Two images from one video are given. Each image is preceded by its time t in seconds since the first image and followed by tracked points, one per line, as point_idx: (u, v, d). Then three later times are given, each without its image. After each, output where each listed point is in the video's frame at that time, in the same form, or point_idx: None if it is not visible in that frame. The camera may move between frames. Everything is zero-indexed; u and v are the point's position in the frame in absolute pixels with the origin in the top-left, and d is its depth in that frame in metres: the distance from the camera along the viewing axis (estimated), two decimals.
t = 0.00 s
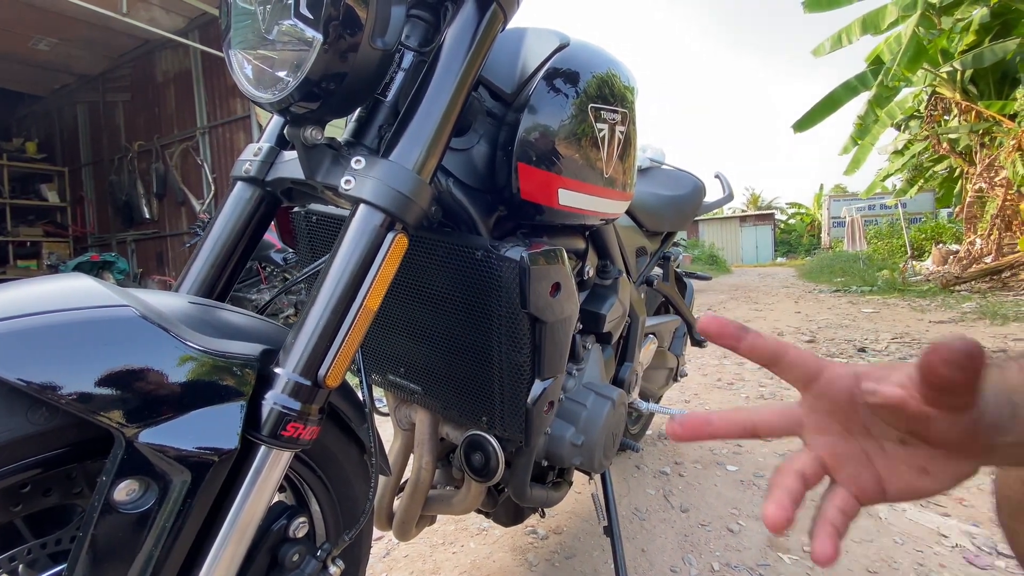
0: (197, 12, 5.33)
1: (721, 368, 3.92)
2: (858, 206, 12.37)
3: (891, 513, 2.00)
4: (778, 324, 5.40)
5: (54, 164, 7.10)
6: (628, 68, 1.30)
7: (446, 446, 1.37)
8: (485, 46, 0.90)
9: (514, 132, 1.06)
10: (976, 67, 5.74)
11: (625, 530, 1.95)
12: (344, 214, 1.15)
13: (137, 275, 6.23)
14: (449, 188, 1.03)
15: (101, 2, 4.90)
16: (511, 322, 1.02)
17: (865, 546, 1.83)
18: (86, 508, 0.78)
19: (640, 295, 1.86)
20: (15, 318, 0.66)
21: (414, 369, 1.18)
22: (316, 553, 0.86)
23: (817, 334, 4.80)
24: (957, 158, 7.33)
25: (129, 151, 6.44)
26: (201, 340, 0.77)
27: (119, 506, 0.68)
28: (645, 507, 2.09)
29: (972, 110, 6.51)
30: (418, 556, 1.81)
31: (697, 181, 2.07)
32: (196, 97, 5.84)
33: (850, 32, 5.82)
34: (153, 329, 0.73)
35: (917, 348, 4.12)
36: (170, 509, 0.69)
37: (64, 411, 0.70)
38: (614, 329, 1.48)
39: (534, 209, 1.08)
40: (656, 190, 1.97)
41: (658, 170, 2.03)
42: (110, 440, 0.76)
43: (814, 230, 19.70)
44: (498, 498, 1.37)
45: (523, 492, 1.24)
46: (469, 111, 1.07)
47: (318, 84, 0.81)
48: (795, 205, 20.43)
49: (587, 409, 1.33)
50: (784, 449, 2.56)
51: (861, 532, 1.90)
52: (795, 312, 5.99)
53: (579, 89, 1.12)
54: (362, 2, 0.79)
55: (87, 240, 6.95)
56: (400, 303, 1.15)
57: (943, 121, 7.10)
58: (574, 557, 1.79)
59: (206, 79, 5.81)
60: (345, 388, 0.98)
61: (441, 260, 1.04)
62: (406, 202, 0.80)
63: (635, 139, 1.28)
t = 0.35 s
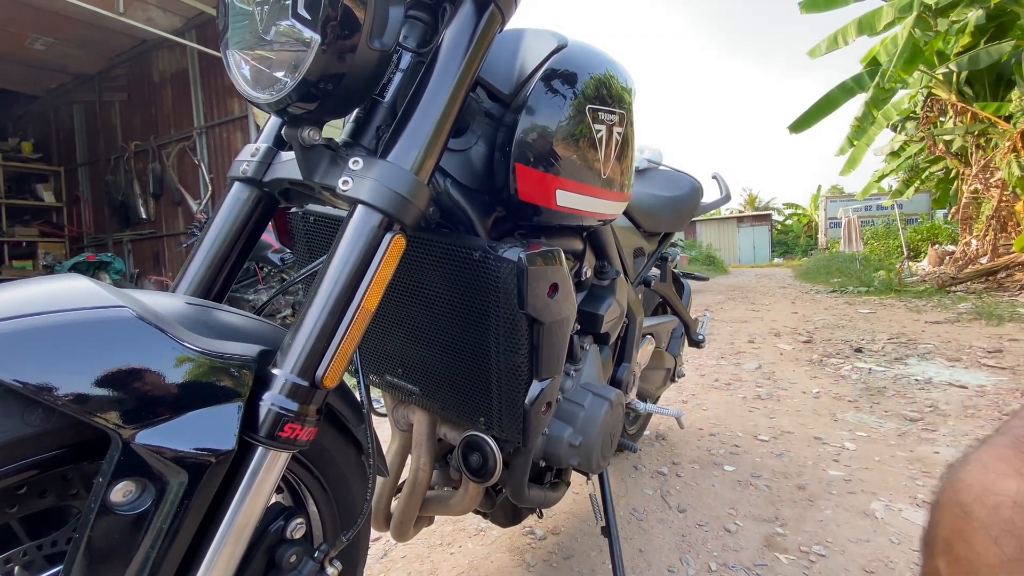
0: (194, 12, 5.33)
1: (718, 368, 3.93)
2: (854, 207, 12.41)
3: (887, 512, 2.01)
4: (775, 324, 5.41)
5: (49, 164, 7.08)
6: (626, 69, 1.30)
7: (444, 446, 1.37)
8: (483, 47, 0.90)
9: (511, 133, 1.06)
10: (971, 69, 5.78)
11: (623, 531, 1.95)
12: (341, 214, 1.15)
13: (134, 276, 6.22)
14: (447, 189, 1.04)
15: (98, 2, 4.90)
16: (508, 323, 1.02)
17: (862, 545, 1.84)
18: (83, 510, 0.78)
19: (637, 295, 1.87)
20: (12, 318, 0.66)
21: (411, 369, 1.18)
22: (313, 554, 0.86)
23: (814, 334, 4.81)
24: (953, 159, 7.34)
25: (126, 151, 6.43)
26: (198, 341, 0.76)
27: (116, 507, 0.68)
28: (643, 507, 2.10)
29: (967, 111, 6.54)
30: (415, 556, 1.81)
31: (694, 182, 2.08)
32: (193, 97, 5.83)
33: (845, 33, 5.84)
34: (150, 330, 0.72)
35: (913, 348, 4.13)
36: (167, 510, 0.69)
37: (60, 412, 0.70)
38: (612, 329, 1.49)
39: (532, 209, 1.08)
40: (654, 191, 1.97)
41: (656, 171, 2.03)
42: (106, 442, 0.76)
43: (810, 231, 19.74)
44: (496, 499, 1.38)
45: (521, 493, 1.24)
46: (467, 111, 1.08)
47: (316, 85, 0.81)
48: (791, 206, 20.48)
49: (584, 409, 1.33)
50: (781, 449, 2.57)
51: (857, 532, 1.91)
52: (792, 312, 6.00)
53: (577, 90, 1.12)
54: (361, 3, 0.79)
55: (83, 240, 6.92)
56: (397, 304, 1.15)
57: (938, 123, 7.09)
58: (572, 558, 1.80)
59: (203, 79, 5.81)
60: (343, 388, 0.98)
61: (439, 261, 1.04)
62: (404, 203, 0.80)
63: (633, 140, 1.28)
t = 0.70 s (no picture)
0: (193, 12, 5.32)
1: (717, 368, 3.94)
2: (853, 208, 12.42)
3: (885, 513, 2.02)
4: (774, 325, 5.42)
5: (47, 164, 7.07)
6: (625, 71, 1.30)
7: (443, 447, 1.37)
8: (483, 49, 0.91)
9: (511, 134, 1.06)
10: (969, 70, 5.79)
11: (622, 532, 1.95)
12: (341, 216, 1.15)
13: (132, 276, 6.21)
14: (446, 190, 1.04)
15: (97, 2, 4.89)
16: (508, 324, 1.02)
17: (859, 546, 1.84)
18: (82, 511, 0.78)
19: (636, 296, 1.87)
20: (12, 320, 0.66)
21: (411, 371, 1.18)
22: (312, 555, 0.86)
23: (812, 335, 4.82)
24: (951, 161, 7.35)
25: (124, 151, 6.42)
26: (197, 342, 0.76)
27: (115, 509, 0.68)
28: (642, 508, 2.10)
29: (965, 113, 6.56)
30: (414, 557, 1.81)
31: (693, 183, 2.09)
32: (192, 97, 5.82)
33: (843, 35, 5.85)
34: (150, 331, 0.72)
35: (911, 348, 4.15)
36: (166, 512, 0.69)
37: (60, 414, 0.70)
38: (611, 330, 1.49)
39: (531, 211, 1.08)
40: (653, 192, 1.98)
41: (655, 172, 2.04)
42: (105, 443, 0.76)
43: (808, 231, 19.76)
44: (495, 500, 1.38)
45: (520, 493, 1.24)
46: (466, 113, 1.08)
47: (316, 86, 0.81)
48: (790, 207, 20.50)
49: (583, 410, 1.34)
50: (779, 450, 2.57)
51: (855, 533, 1.91)
52: (790, 313, 6.01)
53: (577, 92, 1.12)
54: (360, 6, 0.80)
55: (81, 240, 6.91)
56: (397, 305, 1.15)
57: (936, 124, 7.10)
58: (571, 559, 1.80)
59: (202, 79, 5.80)
60: (342, 390, 0.98)
61: (438, 263, 1.04)
62: (403, 205, 0.80)
63: (632, 142, 1.28)
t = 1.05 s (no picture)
0: (193, 12, 5.32)
1: (716, 369, 3.94)
2: (852, 209, 12.43)
3: (885, 513, 2.02)
4: (773, 325, 5.42)
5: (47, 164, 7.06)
6: (625, 71, 1.31)
7: (443, 447, 1.37)
8: (483, 50, 0.91)
9: (511, 135, 1.06)
10: (968, 71, 5.80)
11: (621, 532, 1.95)
12: (342, 216, 1.16)
13: (131, 276, 6.21)
14: (447, 191, 1.04)
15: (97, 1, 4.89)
16: (509, 324, 1.02)
17: (859, 546, 1.84)
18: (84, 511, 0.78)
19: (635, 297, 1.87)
20: (15, 319, 0.66)
21: (411, 371, 1.18)
22: (313, 555, 0.87)
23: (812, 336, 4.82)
24: (950, 161, 7.30)
25: (124, 150, 6.42)
26: (199, 342, 0.77)
27: (118, 508, 0.68)
28: (642, 509, 2.10)
29: (964, 114, 6.55)
30: (414, 558, 1.81)
31: (693, 183, 2.09)
32: (191, 97, 5.82)
33: (843, 36, 5.86)
34: (152, 331, 0.73)
35: (911, 349, 4.15)
36: (168, 511, 0.69)
37: (62, 413, 0.70)
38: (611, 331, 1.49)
39: (531, 212, 1.09)
40: (653, 193, 1.98)
41: (655, 173, 2.04)
42: (107, 443, 0.76)
43: (808, 232, 19.75)
44: (495, 500, 1.38)
45: (520, 494, 1.24)
46: (467, 114, 1.08)
47: (317, 87, 0.81)
48: (790, 208, 20.50)
49: (584, 410, 1.34)
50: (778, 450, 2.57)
51: (854, 532, 1.91)
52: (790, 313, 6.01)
53: (577, 93, 1.13)
54: (362, 7, 0.80)
55: (81, 240, 6.91)
56: (397, 305, 1.15)
57: (936, 125, 7.07)
58: (570, 559, 1.80)
59: (201, 79, 5.80)
60: (343, 390, 0.98)
61: (438, 264, 1.05)
62: (405, 206, 0.81)
63: (632, 143, 1.29)
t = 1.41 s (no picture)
0: (193, 12, 5.32)
1: (716, 369, 3.94)
2: (851, 210, 12.45)
3: (884, 514, 2.02)
4: (773, 326, 5.43)
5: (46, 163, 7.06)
6: (627, 72, 1.30)
7: (444, 448, 1.37)
8: (485, 50, 0.90)
9: (513, 135, 1.06)
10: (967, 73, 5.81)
11: (622, 532, 1.95)
12: (343, 216, 1.16)
13: (130, 276, 6.20)
14: (448, 191, 1.04)
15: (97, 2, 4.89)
16: (510, 324, 1.02)
17: (859, 547, 1.85)
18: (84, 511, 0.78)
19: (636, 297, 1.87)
20: (16, 320, 0.66)
21: (412, 371, 1.18)
22: (314, 556, 0.86)
23: (811, 337, 4.83)
24: (949, 162, 7.31)
25: (123, 150, 6.42)
26: (199, 341, 0.76)
27: (119, 508, 0.68)
28: (642, 509, 2.10)
29: (963, 115, 6.56)
30: (413, 558, 1.81)
31: (693, 184, 2.10)
32: (191, 97, 5.82)
33: (843, 37, 5.86)
34: (153, 331, 0.72)
35: (909, 350, 4.16)
36: (170, 512, 0.69)
37: (63, 414, 0.70)
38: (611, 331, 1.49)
39: (532, 212, 1.09)
40: (654, 194, 1.98)
41: (655, 173, 2.05)
42: (108, 443, 0.76)
43: (807, 233, 19.77)
44: (495, 501, 1.38)
45: (521, 494, 1.24)
46: (468, 115, 1.08)
47: (319, 87, 0.81)
48: (788, 209, 20.52)
49: (584, 411, 1.34)
50: (778, 451, 2.57)
51: (854, 533, 1.92)
52: (789, 314, 6.02)
53: (578, 93, 1.12)
54: (365, 7, 0.80)
55: (80, 240, 6.90)
56: (399, 306, 1.15)
57: (935, 126, 7.11)
58: (570, 559, 1.80)
59: (201, 78, 5.80)
60: (344, 389, 0.98)
61: (440, 264, 1.05)
62: (406, 206, 0.80)
63: (633, 143, 1.28)
